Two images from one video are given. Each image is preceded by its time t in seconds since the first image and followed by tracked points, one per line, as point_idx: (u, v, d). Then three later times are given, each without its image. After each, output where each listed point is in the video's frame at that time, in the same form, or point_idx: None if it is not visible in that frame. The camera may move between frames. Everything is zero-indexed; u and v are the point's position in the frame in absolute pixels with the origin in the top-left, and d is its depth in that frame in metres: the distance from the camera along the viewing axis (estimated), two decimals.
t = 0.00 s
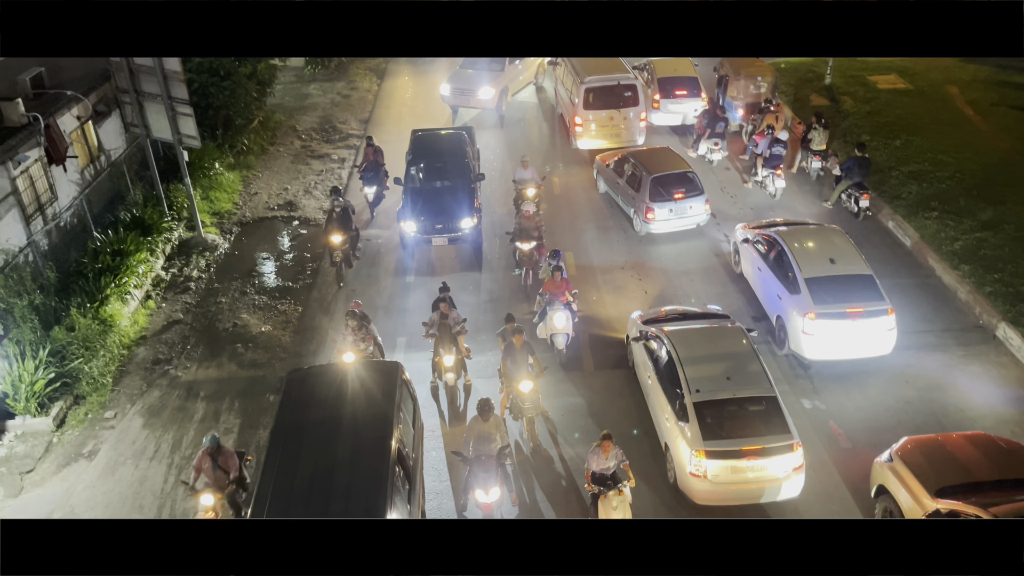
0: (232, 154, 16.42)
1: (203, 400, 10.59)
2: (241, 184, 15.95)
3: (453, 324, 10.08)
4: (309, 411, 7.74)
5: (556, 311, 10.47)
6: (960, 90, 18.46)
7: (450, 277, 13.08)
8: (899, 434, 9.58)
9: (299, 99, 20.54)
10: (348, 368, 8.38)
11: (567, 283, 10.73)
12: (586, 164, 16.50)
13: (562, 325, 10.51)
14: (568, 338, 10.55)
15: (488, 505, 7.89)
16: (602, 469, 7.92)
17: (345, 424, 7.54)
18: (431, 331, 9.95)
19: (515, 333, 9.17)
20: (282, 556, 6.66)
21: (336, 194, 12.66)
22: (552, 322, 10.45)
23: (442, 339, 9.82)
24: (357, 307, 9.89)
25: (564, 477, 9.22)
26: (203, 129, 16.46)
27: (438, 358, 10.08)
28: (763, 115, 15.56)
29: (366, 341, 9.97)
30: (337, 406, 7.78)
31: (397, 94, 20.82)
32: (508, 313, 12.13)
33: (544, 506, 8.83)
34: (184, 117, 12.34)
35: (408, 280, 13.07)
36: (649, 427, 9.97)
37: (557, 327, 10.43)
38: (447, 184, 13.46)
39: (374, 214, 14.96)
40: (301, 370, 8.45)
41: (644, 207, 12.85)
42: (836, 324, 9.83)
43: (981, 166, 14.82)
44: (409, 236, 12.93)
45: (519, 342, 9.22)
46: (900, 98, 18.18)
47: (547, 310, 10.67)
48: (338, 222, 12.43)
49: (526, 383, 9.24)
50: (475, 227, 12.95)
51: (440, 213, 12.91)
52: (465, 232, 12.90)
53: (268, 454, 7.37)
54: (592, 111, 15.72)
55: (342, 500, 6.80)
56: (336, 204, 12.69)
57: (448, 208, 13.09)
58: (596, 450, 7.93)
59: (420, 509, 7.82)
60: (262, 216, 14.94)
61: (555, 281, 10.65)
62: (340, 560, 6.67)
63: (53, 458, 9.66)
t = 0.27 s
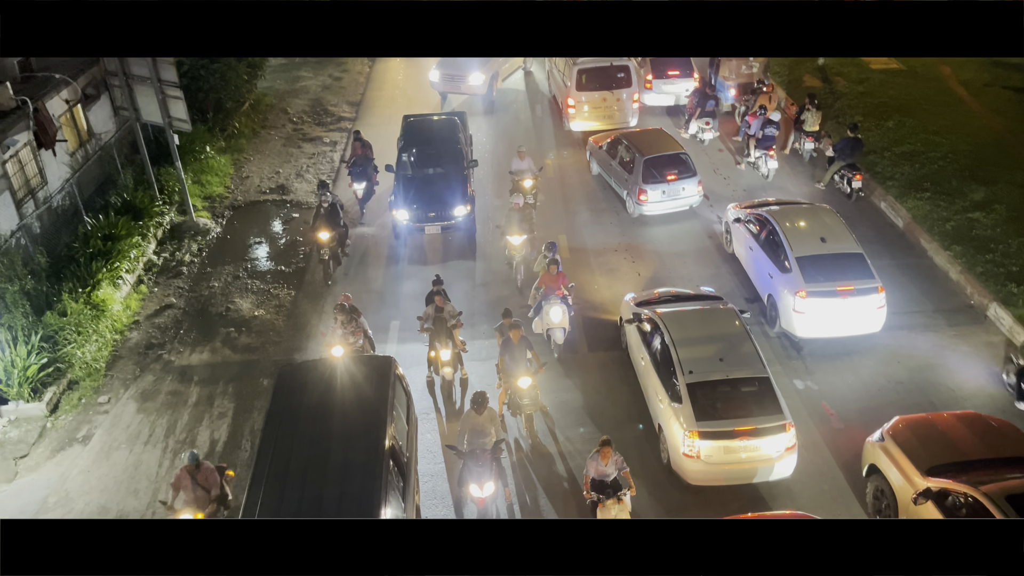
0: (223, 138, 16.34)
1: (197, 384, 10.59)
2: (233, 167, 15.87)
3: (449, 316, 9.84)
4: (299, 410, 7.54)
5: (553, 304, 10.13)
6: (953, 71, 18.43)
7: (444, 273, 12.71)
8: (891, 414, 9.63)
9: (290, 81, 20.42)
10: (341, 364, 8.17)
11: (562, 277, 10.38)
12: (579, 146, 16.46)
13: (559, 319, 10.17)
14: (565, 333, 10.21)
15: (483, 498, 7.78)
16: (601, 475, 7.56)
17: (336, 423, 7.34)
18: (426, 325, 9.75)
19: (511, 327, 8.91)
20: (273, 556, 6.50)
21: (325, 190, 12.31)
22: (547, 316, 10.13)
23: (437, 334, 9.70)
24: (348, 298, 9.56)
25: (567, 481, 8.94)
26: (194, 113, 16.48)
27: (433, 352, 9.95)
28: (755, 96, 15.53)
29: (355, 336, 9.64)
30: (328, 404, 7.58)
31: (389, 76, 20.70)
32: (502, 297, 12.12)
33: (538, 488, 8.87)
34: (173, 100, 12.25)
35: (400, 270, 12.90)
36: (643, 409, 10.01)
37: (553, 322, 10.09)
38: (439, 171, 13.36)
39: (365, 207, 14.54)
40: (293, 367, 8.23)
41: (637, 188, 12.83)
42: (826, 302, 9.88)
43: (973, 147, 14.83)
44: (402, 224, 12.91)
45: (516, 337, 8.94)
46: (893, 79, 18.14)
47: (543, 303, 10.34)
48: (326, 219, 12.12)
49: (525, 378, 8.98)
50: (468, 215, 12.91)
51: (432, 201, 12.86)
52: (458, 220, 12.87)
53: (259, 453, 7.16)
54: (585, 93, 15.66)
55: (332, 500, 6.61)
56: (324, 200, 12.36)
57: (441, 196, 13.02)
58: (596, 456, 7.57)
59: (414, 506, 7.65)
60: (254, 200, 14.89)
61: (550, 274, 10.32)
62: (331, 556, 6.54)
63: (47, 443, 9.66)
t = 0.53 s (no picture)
0: (213, 123, 16.25)
1: (190, 370, 10.57)
2: (224, 152, 15.79)
3: (443, 310, 9.57)
4: (290, 411, 7.38)
5: (550, 300, 9.89)
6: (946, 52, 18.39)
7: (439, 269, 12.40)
8: (883, 395, 9.68)
9: (280, 65, 20.29)
10: (333, 364, 7.97)
11: (557, 271, 10.15)
12: (572, 129, 16.42)
13: (556, 315, 9.94)
14: (563, 329, 9.96)
15: (477, 496, 7.69)
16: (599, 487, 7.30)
17: (327, 426, 7.17)
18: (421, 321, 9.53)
19: (510, 325, 8.70)
20: (267, 553, 6.45)
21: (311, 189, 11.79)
22: (545, 313, 9.91)
23: (434, 330, 9.45)
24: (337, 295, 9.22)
25: (569, 485, 8.68)
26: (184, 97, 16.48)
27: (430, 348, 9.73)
28: (748, 78, 15.50)
29: (343, 331, 9.36)
30: (319, 406, 7.40)
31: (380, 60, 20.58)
32: (495, 282, 12.09)
33: (532, 472, 8.91)
34: (162, 84, 12.18)
35: (392, 261, 12.74)
36: (636, 392, 10.04)
37: (551, 318, 9.85)
38: (432, 160, 13.24)
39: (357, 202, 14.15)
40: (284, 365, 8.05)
41: (630, 172, 12.80)
42: (818, 283, 9.90)
43: (965, 129, 14.84)
44: (394, 214, 12.69)
45: (514, 335, 8.69)
46: (886, 61, 18.10)
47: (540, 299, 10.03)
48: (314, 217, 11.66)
49: (524, 377, 8.71)
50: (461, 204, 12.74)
51: (425, 190, 12.67)
52: (451, 210, 12.68)
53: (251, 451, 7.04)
54: (577, 76, 15.61)
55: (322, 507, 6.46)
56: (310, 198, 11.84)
57: (434, 184, 12.86)
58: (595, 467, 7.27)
59: (409, 505, 7.51)
60: (246, 185, 14.82)
61: (545, 269, 10.09)
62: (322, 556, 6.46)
63: (39, 430, 9.64)
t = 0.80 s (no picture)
0: (203, 110, 16.15)
1: (182, 358, 10.55)
2: (214, 139, 15.71)
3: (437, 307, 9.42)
4: (280, 417, 7.16)
5: (546, 299, 9.79)
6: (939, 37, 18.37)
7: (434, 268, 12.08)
8: (874, 380, 9.73)
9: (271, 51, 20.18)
10: (320, 363, 7.79)
11: (553, 269, 10.04)
12: (565, 115, 16.38)
13: (552, 313, 9.85)
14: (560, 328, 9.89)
15: (470, 496, 7.31)
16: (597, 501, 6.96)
17: (320, 433, 6.97)
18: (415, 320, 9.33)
19: (508, 326, 8.64)
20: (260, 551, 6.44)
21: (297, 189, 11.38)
22: (541, 311, 9.80)
23: (430, 327, 9.20)
24: (324, 293, 9.03)
25: (562, 471, 8.71)
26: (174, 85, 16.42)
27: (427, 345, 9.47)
28: (740, 63, 15.50)
29: (329, 330, 9.18)
30: (310, 411, 7.19)
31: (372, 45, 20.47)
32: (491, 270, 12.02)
33: (526, 459, 8.93)
34: (152, 70, 12.12)
35: (384, 254, 12.51)
36: (629, 377, 10.07)
37: (547, 316, 9.75)
38: (424, 150, 13.14)
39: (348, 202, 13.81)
40: (272, 367, 7.82)
41: (622, 157, 12.79)
42: (809, 267, 9.92)
43: (957, 114, 14.84)
44: (387, 205, 12.63)
45: (513, 336, 8.59)
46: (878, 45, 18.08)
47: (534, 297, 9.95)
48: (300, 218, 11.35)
49: (525, 380, 8.63)
50: (454, 194, 12.66)
51: (418, 180, 12.57)
52: (444, 199, 12.62)
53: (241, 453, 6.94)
54: (569, 61, 15.59)
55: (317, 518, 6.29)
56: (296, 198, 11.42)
57: (427, 174, 12.74)
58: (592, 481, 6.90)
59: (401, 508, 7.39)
60: (237, 172, 14.76)
61: (540, 266, 10.01)
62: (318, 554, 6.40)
63: (31, 418, 9.61)
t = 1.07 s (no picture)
0: (197, 100, 16.08)
1: (177, 350, 10.53)
2: (208, 130, 15.65)
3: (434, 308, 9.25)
4: (275, 421, 7.11)
5: (543, 300, 9.53)
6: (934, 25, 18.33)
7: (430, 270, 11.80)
8: (868, 369, 9.75)
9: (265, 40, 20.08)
10: (308, 368, 7.74)
11: (551, 271, 9.83)
12: (560, 105, 16.35)
13: (550, 315, 9.61)
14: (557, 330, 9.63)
15: (465, 498, 7.32)
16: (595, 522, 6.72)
17: (314, 438, 6.91)
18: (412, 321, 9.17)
19: (511, 331, 8.41)
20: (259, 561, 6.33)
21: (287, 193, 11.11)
22: (539, 313, 9.50)
23: (427, 328, 9.07)
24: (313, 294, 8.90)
25: (557, 462, 8.73)
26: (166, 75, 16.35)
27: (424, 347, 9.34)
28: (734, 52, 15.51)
29: (319, 334, 9.06)
30: (304, 415, 7.14)
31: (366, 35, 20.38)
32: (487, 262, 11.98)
33: (520, 447, 8.99)
34: (144, 60, 12.06)
35: (379, 249, 12.40)
36: (624, 367, 10.08)
37: (544, 318, 9.48)
38: (419, 143, 13.07)
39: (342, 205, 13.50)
40: (265, 372, 7.77)
41: (616, 146, 12.77)
42: (802, 255, 9.93)
43: (952, 103, 14.84)
44: (382, 199, 12.58)
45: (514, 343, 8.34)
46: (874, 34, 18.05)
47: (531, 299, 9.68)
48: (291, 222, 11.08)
49: (526, 388, 8.34)
50: (449, 188, 12.61)
51: (413, 175, 12.52)
52: (439, 193, 12.56)
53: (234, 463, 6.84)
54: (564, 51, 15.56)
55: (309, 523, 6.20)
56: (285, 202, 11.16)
57: (422, 169, 12.69)
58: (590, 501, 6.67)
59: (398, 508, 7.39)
60: (231, 162, 14.71)
61: (538, 267, 9.81)
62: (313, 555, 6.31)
63: (26, 411, 9.59)
